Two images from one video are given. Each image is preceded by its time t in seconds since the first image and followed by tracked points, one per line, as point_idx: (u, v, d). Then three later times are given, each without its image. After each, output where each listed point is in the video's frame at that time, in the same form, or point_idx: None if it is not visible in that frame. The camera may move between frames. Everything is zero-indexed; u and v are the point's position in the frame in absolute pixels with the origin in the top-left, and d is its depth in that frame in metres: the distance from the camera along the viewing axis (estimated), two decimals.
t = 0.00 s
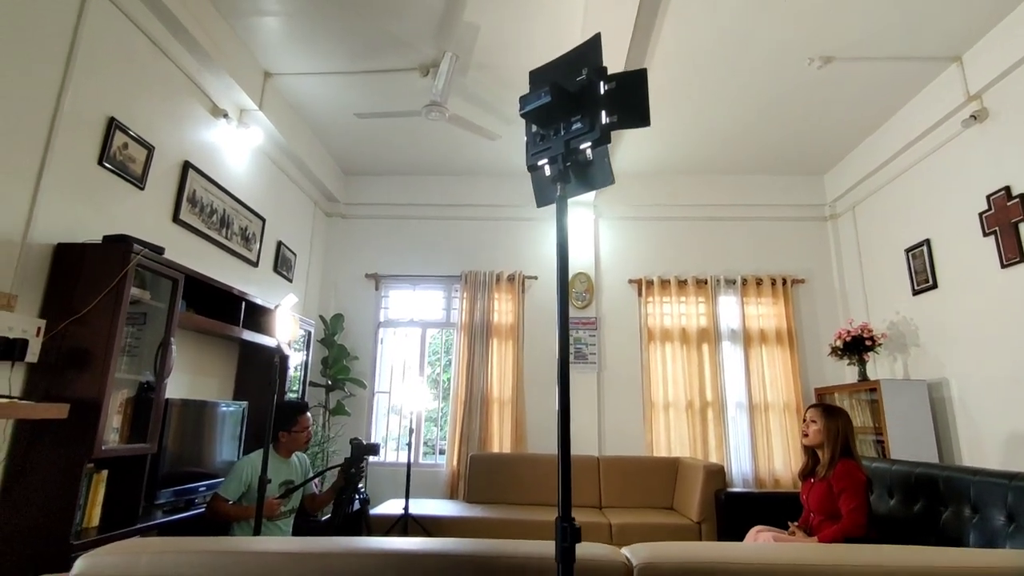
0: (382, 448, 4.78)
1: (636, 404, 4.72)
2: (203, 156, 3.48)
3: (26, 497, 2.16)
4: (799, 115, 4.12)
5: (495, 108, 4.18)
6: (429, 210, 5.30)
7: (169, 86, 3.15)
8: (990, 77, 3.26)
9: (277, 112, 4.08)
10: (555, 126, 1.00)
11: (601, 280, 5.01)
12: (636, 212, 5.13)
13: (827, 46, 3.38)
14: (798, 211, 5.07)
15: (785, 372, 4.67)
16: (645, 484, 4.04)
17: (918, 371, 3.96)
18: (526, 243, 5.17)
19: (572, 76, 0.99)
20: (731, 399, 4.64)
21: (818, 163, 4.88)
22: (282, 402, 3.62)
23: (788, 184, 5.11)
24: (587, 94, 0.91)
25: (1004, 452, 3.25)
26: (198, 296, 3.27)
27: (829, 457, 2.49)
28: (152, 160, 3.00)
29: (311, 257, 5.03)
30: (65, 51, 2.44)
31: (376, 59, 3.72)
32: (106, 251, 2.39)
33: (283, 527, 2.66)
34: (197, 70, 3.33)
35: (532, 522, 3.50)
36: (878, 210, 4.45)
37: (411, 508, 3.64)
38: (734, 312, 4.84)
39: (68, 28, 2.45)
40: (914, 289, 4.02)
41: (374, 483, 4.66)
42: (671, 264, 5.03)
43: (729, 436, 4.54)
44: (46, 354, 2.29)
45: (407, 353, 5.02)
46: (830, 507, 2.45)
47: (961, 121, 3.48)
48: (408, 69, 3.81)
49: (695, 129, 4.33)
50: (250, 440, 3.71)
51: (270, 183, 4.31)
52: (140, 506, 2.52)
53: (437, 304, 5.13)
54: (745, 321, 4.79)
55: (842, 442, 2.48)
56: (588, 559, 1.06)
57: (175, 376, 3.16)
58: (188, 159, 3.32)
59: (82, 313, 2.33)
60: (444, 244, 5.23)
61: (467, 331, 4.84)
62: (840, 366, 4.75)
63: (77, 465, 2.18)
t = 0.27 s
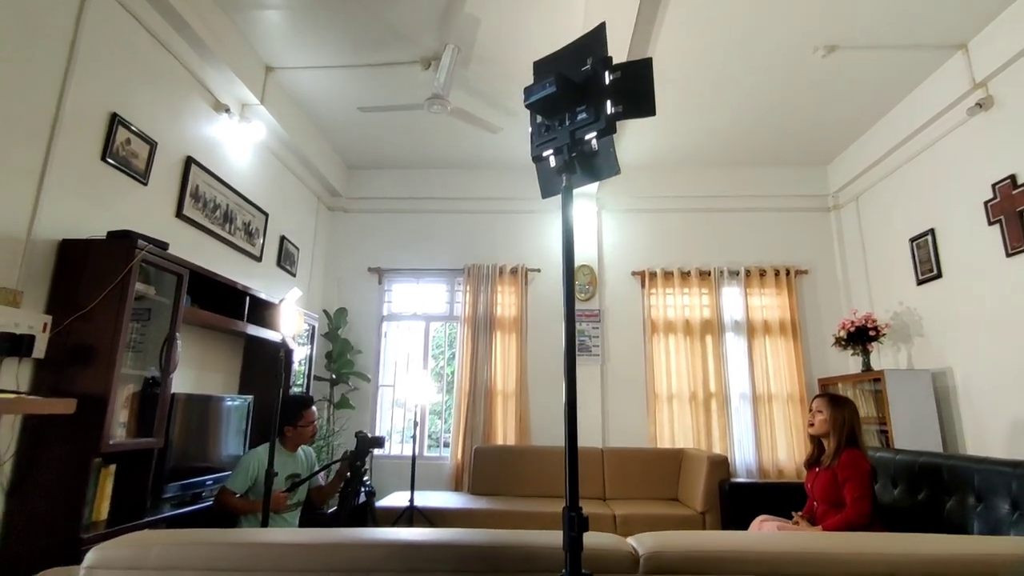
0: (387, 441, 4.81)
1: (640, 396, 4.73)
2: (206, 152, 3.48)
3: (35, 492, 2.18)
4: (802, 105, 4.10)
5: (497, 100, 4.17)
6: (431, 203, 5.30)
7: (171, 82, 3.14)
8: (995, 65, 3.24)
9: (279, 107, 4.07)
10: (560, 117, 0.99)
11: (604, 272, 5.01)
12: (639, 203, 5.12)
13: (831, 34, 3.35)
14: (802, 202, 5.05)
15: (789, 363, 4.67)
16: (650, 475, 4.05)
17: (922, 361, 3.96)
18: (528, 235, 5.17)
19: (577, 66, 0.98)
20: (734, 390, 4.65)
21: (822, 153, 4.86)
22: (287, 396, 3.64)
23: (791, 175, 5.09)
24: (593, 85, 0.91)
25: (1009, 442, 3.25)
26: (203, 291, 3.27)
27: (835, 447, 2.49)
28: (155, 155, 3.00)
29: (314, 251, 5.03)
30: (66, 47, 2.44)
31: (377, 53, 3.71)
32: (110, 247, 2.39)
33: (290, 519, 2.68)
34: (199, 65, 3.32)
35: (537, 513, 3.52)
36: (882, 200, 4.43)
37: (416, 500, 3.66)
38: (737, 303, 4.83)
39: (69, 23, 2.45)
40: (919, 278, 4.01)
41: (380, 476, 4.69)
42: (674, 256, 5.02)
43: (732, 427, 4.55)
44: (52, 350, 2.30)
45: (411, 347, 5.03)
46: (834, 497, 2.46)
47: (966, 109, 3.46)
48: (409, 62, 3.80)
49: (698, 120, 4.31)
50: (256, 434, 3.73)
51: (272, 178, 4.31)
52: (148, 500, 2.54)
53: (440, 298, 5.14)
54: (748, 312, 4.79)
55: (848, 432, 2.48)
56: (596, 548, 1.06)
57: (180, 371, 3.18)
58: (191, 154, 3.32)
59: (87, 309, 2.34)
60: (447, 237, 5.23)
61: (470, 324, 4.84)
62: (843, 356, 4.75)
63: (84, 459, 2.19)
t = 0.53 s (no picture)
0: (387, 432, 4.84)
1: (638, 386, 4.75)
2: (202, 145, 3.46)
3: (38, 485, 2.19)
4: (800, 94, 4.09)
5: (494, 90, 4.15)
6: (428, 195, 5.29)
7: (166, 74, 3.12)
8: (994, 52, 3.23)
9: (275, 99, 4.05)
10: (555, 108, 0.99)
11: (602, 263, 5.02)
12: (636, 193, 5.12)
13: (829, 21, 3.33)
14: (799, 190, 5.05)
15: (786, 351, 4.69)
16: (648, 464, 4.09)
17: (919, 349, 3.98)
18: (525, 226, 5.16)
19: (572, 57, 0.98)
20: (732, 379, 4.67)
21: (819, 142, 4.85)
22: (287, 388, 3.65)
23: (789, 163, 5.09)
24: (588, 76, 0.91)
25: (1004, 428, 3.28)
26: (201, 285, 3.27)
27: (833, 434, 2.51)
28: (152, 149, 2.99)
29: (312, 243, 5.03)
30: (60, 40, 2.42)
31: (373, 43, 3.68)
32: (109, 241, 2.39)
33: (291, 509, 2.70)
34: (194, 57, 3.30)
35: (536, 502, 3.55)
36: (879, 189, 4.43)
37: (417, 490, 3.69)
38: (735, 293, 4.84)
39: (62, 16, 2.43)
40: (916, 266, 4.02)
41: (380, 467, 4.72)
42: (672, 246, 5.03)
43: (730, 416, 4.57)
44: (52, 344, 2.31)
45: (410, 338, 5.05)
46: (831, 483, 2.48)
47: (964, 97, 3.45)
48: (405, 53, 3.77)
49: (695, 109, 4.29)
50: (256, 427, 3.75)
51: (269, 170, 4.29)
52: (150, 492, 2.55)
53: (439, 289, 5.14)
54: (746, 302, 4.80)
55: (846, 419, 2.50)
56: (593, 536, 1.07)
57: (180, 364, 3.18)
58: (187, 147, 3.31)
59: (87, 304, 2.34)
60: (445, 229, 5.22)
61: (469, 315, 4.85)
62: (841, 345, 4.77)
63: (87, 452, 2.21)
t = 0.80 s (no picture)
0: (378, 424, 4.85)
1: (628, 376, 4.78)
2: (188, 136, 3.42)
3: (25, 480, 2.18)
4: (789, 84, 4.09)
5: (484, 80, 4.12)
6: (418, 186, 5.26)
7: (150, 64, 3.08)
8: (980, 43, 3.25)
9: (262, 89, 4.00)
10: (539, 101, 0.99)
11: (592, 254, 5.02)
12: (626, 184, 5.12)
13: (818, 12, 3.33)
14: (788, 181, 5.07)
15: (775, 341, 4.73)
16: (638, 453, 4.12)
17: (904, 338, 4.04)
18: (516, 217, 5.15)
19: (556, 49, 0.98)
20: (721, 368, 4.71)
21: (808, 133, 4.87)
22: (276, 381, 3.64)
23: (778, 154, 5.10)
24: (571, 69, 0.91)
25: (986, 415, 3.34)
26: (188, 277, 3.25)
27: (820, 423, 2.54)
28: (136, 140, 2.95)
29: (301, 235, 4.99)
30: (39, 29, 2.38)
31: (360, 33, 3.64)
32: (92, 233, 2.36)
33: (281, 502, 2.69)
34: (178, 46, 3.25)
35: (527, 493, 3.57)
36: (867, 179, 4.46)
37: (408, 481, 3.71)
38: (725, 283, 4.87)
39: (41, 5, 2.38)
40: (902, 257, 4.06)
41: (371, 458, 4.73)
42: (662, 237, 5.04)
43: (719, 405, 4.62)
44: (36, 338, 2.28)
45: (400, 330, 5.04)
46: (817, 471, 2.51)
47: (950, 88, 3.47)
48: (393, 43, 3.74)
49: (685, 100, 4.29)
50: (246, 419, 3.74)
51: (257, 161, 4.25)
52: (138, 486, 2.54)
53: (429, 281, 5.14)
54: (735, 292, 4.83)
55: (833, 408, 2.53)
56: (578, 527, 1.08)
57: (167, 357, 3.16)
58: (173, 138, 3.27)
59: (71, 297, 2.32)
60: (435, 220, 5.20)
61: (460, 307, 4.85)
62: (828, 334, 4.82)
63: (74, 446, 2.19)
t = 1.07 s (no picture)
0: (362, 413, 4.84)
1: (612, 364, 4.82)
2: (164, 122, 3.35)
3: None
4: (771, 73, 4.11)
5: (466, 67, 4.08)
6: (401, 174, 5.21)
7: (122, 48, 2.99)
8: (956, 33, 3.29)
9: (240, 74, 3.93)
10: (515, 87, 0.99)
11: (576, 243, 5.03)
12: (610, 173, 5.12)
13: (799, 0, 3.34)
14: (770, 170, 5.11)
15: (756, 328, 4.79)
16: (621, 440, 4.17)
17: (881, 325, 4.12)
18: (499, 206, 5.13)
19: (532, 35, 0.98)
20: (702, 355, 4.77)
21: (789, 122, 4.91)
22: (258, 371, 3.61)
23: (760, 143, 5.14)
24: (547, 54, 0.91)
25: (957, 399, 3.42)
26: (166, 267, 3.20)
27: (799, 410, 2.59)
28: (109, 126, 2.88)
29: (282, 224, 4.93)
30: (4, 11, 2.30)
31: (340, 18, 3.58)
32: (65, 222, 2.31)
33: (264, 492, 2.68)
34: (151, 30, 3.17)
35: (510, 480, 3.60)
36: (846, 168, 4.52)
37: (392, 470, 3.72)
38: (707, 271, 4.91)
39: None
40: (879, 244, 4.13)
41: (356, 448, 4.73)
42: (645, 225, 5.06)
43: (701, 392, 4.68)
44: (9, 328, 2.23)
45: (384, 320, 5.02)
46: (794, 455, 2.56)
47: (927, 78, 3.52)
48: (374, 28, 3.68)
49: (668, 88, 4.29)
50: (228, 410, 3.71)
51: (236, 148, 4.18)
52: (116, 478, 2.51)
53: (413, 270, 5.11)
54: (717, 280, 4.88)
55: (812, 394, 2.58)
56: (555, 512, 1.10)
57: (144, 348, 3.12)
58: (148, 124, 3.20)
59: (44, 287, 2.27)
60: (418, 209, 5.17)
61: (444, 296, 4.84)
62: (807, 321, 4.89)
63: (49, 439, 2.16)
